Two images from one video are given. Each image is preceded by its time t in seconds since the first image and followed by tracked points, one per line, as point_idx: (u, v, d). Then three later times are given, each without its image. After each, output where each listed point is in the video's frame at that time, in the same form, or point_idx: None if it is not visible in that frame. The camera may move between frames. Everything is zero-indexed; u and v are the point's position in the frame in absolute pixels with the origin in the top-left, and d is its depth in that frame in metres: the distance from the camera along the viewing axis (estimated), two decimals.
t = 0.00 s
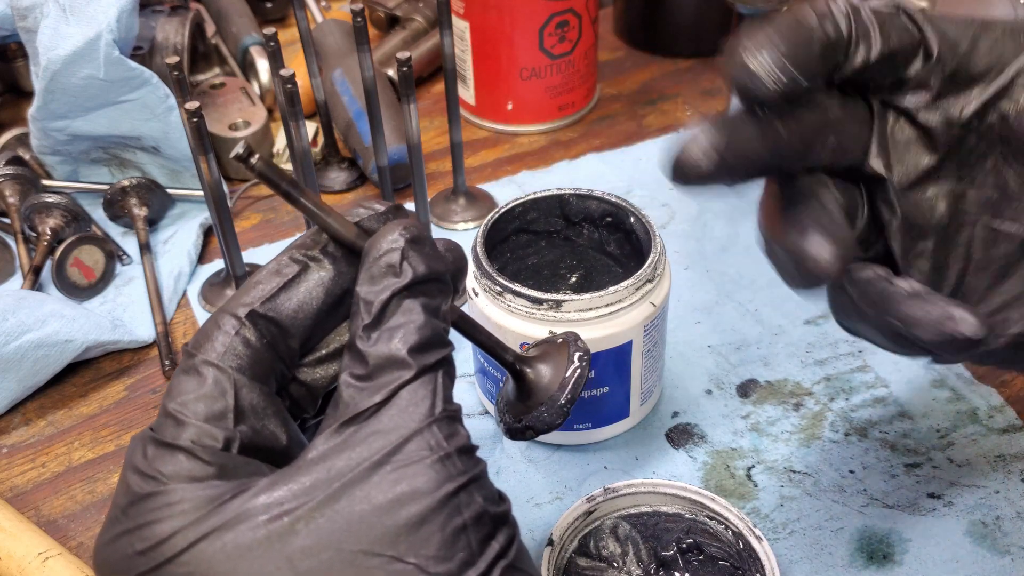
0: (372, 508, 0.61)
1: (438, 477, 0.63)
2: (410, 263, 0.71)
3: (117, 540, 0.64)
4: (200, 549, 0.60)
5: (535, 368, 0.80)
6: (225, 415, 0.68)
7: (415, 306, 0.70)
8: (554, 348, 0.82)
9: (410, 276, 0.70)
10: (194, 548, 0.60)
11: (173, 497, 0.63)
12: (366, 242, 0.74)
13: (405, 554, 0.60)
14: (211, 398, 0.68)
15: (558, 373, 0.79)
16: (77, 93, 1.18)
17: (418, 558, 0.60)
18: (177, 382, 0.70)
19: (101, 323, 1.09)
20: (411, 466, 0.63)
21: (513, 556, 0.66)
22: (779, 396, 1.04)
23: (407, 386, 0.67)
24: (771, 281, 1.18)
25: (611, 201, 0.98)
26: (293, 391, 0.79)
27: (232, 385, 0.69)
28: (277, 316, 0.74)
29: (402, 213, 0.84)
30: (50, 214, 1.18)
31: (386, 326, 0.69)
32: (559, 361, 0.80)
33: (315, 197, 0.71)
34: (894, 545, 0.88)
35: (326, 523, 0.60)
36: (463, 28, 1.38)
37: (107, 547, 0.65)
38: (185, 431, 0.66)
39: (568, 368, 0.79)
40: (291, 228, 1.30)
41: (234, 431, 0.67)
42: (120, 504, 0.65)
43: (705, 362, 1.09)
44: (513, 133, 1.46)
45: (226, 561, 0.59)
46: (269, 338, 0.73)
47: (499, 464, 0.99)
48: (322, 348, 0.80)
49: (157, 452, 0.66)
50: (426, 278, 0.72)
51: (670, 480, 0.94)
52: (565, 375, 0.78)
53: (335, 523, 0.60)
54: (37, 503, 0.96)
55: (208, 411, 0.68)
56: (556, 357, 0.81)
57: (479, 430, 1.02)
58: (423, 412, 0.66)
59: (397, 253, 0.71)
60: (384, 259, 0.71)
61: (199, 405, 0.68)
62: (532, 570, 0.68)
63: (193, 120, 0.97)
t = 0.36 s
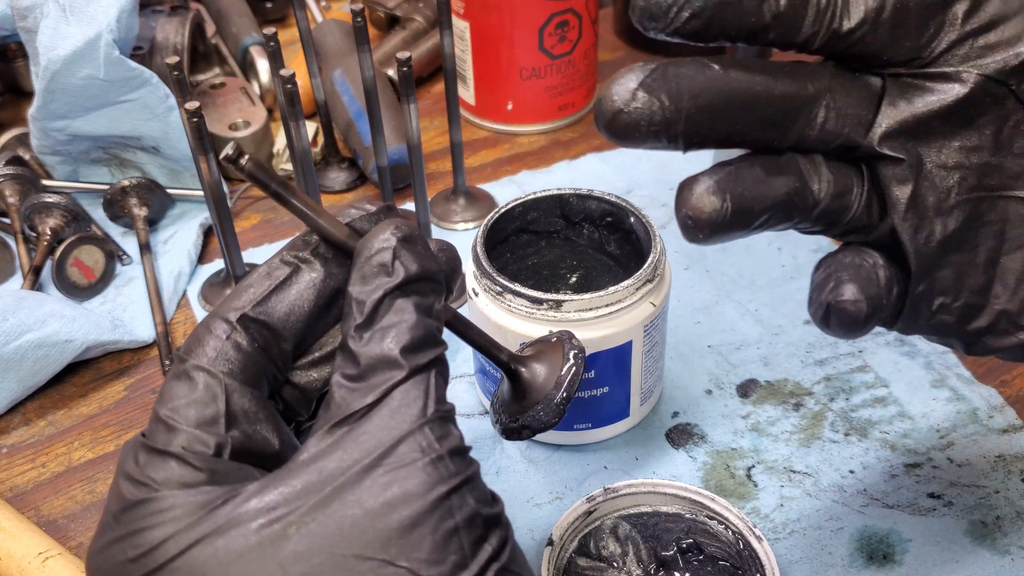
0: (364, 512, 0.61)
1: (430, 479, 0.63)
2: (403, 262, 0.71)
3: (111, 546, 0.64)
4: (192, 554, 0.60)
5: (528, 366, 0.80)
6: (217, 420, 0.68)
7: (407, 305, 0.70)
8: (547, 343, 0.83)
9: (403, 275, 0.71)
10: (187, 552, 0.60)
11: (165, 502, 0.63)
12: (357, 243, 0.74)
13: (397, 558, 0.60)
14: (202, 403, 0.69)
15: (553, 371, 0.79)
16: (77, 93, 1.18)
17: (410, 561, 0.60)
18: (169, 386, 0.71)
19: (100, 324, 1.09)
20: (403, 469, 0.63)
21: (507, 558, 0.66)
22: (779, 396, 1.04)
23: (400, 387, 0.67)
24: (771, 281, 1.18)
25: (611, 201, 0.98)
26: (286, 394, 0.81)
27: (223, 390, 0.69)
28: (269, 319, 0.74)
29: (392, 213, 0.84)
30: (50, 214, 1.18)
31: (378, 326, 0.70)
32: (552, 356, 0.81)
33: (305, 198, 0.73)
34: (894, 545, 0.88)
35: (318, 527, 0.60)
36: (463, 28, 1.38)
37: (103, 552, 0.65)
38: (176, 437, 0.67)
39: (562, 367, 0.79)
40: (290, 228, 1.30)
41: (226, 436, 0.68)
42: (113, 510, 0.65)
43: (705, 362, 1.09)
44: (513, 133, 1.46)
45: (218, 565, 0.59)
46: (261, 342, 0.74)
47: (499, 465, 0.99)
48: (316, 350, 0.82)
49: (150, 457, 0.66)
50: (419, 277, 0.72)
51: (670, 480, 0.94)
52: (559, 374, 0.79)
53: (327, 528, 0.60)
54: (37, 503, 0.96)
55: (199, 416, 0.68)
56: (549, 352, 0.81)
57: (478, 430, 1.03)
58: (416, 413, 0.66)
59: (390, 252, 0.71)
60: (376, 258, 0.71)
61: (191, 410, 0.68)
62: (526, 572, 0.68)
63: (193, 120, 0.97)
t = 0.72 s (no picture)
0: (363, 515, 0.61)
1: (428, 482, 0.63)
2: (403, 262, 0.71)
3: (111, 549, 0.64)
4: (192, 556, 0.60)
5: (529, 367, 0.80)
6: (217, 422, 0.68)
7: (408, 305, 0.71)
8: (547, 343, 0.83)
9: (403, 275, 0.71)
10: (186, 555, 0.60)
11: (164, 505, 0.63)
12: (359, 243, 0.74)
13: (397, 560, 0.60)
14: (202, 404, 0.69)
15: (553, 371, 0.79)
16: (77, 93, 1.18)
17: (409, 564, 0.60)
18: (168, 388, 0.71)
19: (101, 323, 1.09)
20: (402, 471, 0.63)
21: (506, 560, 0.66)
22: (780, 396, 1.04)
23: (399, 388, 0.67)
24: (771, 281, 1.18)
25: (611, 201, 0.98)
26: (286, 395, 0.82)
27: (224, 392, 0.69)
28: (269, 320, 0.74)
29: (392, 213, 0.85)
30: (50, 214, 1.18)
31: (378, 326, 0.70)
32: (552, 356, 0.81)
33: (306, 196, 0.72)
34: (894, 545, 0.88)
35: (318, 529, 0.60)
36: (463, 28, 1.38)
37: (103, 554, 0.65)
38: (177, 439, 0.67)
39: (561, 366, 0.79)
40: (291, 229, 1.30)
41: (225, 438, 0.68)
42: (112, 512, 0.65)
43: (706, 362, 1.09)
44: (514, 133, 1.46)
45: (217, 568, 0.59)
46: (261, 342, 0.74)
47: (500, 464, 0.99)
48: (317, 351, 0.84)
49: (149, 459, 0.66)
50: (419, 277, 0.72)
51: (671, 480, 0.94)
52: (558, 373, 0.79)
53: (326, 531, 0.60)
54: (37, 503, 0.96)
55: (199, 418, 0.68)
56: (549, 352, 0.81)
57: (478, 429, 1.03)
58: (415, 415, 0.66)
59: (391, 252, 0.71)
60: (376, 258, 0.71)
61: (190, 412, 0.68)
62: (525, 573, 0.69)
63: (193, 120, 0.97)
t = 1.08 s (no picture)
0: (362, 516, 0.61)
1: (427, 482, 0.63)
2: (403, 262, 0.71)
3: (109, 550, 0.64)
4: (190, 557, 0.60)
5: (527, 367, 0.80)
6: (215, 423, 0.68)
7: (407, 306, 0.71)
8: (545, 342, 0.83)
9: (402, 275, 0.71)
10: (185, 556, 0.60)
11: (162, 506, 0.63)
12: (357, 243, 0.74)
13: (395, 561, 0.60)
14: (201, 405, 0.69)
15: (552, 370, 0.80)
16: (77, 93, 1.18)
17: (407, 565, 0.60)
18: (167, 389, 0.71)
19: (100, 324, 1.09)
20: (400, 472, 0.63)
21: (505, 561, 0.66)
22: (779, 396, 1.04)
23: (398, 389, 0.67)
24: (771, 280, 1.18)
25: (611, 201, 0.98)
26: (285, 395, 0.82)
27: (222, 393, 0.69)
28: (267, 321, 0.74)
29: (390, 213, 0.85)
30: (50, 214, 1.17)
31: (377, 326, 0.70)
32: (549, 356, 0.81)
33: (304, 197, 0.73)
34: (894, 545, 0.88)
35: (316, 530, 0.60)
36: (463, 28, 1.38)
37: (101, 555, 0.65)
38: (175, 440, 0.67)
39: (560, 366, 0.79)
40: (290, 228, 1.30)
41: (224, 439, 0.68)
42: (111, 513, 0.65)
43: (705, 362, 1.09)
44: (513, 133, 1.46)
45: (215, 569, 0.59)
46: (260, 343, 0.74)
47: (500, 465, 0.99)
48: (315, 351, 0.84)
49: (148, 460, 0.66)
50: (417, 277, 0.72)
51: (671, 480, 0.94)
52: (558, 373, 0.79)
53: (325, 532, 0.60)
54: (36, 504, 0.96)
55: (198, 419, 0.68)
56: (546, 352, 0.82)
57: (477, 430, 1.03)
58: (413, 416, 0.66)
59: (390, 252, 0.71)
60: (376, 258, 0.71)
61: (189, 413, 0.68)
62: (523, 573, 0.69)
63: (193, 120, 0.97)
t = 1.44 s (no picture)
0: (361, 516, 0.61)
1: (426, 482, 0.63)
2: (401, 262, 0.72)
3: (109, 550, 0.64)
4: (189, 557, 0.60)
5: (525, 366, 0.80)
6: (215, 424, 0.68)
7: (405, 306, 0.71)
8: (543, 343, 0.83)
9: (401, 275, 0.71)
10: (184, 556, 0.60)
11: (162, 506, 0.63)
12: (356, 243, 0.74)
13: (394, 560, 0.60)
14: (200, 406, 0.69)
15: (550, 369, 0.80)
16: (77, 93, 1.18)
17: (406, 564, 0.61)
18: (167, 389, 0.71)
19: (100, 324, 1.09)
20: (399, 472, 0.63)
21: (503, 560, 0.66)
22: (779, 396, 1.04)
23: (397, 389, 0.67)
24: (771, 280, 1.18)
25: (611, 201, 0.98)
26: (285, 394, 0.82)
27: (222, 394, 0.69)
28: (267, 321, 0.75)
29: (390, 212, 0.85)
30: (50, 214, 1.18)
31: (376, 326, 0.70)
32: (548, 355, 0.81)
33: (304, 197, 0.72)
34: (894, 545, 0.88)
35: (315, 530, 0.60)
36: (463, 28, 1.38)
37: (101, 555, 0.65)
38: (175, 441, 0.67)
39: (559, 365, 0.79)
40: (290, 229, 1.30)
41: (224, 439, 0.68)
42: (110, 513, 0.65)
43: (705, 362, 1.09)
44: (513, 133, 1.46)
45: (214, 569, 0.59)
46: (260, 343, 0.74)
47: (500, 465, 0.99)
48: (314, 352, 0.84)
49: (148, 460, 0.66)
50: (416, 277, 0.72)
51: (670, 480, 0.94)
52: (556, 373, 0.79)
53: (323, 532, 0.60)
54: (37, 503, 0.97)
55: (197, 420, 0.68)
56: (544, 351, 0.82)
57: (477, 430, 1.03)
58: (412, 415, 0.66)
59: (388, 252, 0.72)
60: (375, 258, 0.71)
61: (188, 414, 0.68)
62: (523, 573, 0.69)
63: (193, 120, 0.97)
